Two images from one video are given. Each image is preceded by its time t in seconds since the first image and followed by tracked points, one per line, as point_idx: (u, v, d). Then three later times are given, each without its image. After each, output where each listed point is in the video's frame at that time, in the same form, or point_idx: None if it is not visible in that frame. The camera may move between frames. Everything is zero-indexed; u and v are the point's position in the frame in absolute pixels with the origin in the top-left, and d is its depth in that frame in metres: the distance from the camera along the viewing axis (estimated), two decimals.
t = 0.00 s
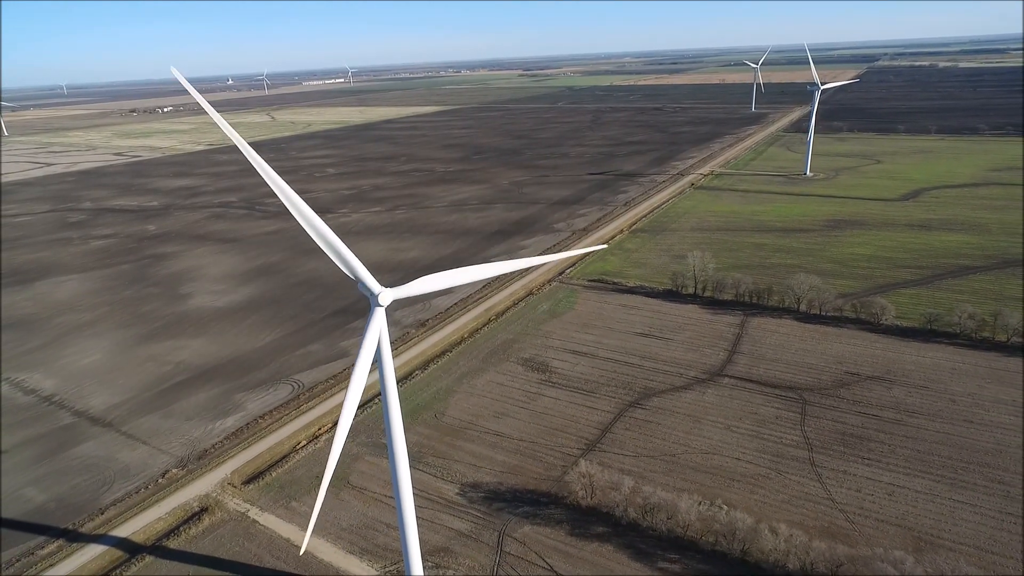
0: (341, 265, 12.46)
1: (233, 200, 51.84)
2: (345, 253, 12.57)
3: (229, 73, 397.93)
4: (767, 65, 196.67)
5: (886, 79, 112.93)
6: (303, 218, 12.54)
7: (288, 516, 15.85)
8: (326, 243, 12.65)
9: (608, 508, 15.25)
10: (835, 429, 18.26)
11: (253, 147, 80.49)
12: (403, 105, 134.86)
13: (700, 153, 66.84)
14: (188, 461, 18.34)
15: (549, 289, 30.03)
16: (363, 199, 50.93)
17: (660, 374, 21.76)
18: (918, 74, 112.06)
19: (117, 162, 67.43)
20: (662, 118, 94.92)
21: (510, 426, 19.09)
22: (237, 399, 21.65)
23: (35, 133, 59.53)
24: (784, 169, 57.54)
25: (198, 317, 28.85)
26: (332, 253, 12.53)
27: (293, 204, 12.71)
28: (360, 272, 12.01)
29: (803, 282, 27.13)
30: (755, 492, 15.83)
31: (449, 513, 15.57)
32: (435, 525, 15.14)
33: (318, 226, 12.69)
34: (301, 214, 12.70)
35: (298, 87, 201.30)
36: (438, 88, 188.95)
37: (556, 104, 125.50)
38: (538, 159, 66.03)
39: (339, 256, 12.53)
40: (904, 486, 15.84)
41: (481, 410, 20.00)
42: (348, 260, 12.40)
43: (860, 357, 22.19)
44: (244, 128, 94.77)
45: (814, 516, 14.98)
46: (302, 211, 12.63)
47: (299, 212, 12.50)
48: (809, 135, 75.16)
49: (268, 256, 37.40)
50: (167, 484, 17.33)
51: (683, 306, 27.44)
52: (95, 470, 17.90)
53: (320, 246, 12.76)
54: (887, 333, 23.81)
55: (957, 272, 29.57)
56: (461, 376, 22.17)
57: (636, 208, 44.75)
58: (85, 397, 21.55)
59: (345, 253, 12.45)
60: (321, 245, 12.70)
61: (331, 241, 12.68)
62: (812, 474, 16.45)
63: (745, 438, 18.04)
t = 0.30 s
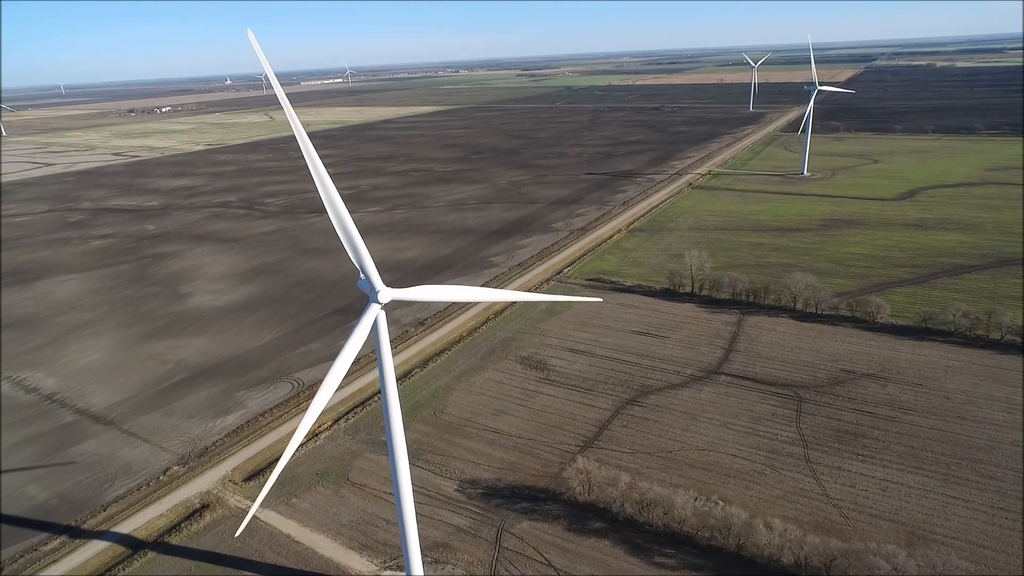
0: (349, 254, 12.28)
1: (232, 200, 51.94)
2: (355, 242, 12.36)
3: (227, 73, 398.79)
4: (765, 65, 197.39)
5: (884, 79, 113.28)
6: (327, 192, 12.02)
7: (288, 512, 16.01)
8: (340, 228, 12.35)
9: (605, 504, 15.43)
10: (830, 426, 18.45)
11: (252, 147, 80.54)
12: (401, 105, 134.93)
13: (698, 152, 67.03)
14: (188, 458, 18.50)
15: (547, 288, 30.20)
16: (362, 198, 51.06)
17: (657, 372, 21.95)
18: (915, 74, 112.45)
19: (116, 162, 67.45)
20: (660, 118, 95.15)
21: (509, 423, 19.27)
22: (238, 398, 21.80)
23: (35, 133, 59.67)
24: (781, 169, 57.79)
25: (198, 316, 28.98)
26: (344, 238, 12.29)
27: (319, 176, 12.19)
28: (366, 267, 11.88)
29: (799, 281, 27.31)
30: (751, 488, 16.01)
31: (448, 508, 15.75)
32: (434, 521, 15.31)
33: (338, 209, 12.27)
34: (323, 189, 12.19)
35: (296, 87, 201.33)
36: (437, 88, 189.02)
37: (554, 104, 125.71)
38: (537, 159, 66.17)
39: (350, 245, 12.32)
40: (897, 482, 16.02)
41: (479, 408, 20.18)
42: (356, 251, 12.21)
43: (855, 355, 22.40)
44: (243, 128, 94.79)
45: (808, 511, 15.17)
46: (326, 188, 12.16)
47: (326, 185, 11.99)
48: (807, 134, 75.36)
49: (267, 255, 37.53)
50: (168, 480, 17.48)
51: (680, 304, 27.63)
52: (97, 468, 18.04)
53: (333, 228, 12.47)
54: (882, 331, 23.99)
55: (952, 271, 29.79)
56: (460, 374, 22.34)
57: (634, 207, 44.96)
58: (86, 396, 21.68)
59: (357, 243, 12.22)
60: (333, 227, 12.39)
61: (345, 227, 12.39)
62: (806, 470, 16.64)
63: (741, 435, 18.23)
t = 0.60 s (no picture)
0: (363, 242, 11.68)
1: (232, 200, 52.14)
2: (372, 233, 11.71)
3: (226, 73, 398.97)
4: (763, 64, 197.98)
5: (883, 79, 113.81)
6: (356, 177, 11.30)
7: (289, 509, 16.18)
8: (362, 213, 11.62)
9: (602, 501, 15.59)
10: (826, 423, 18.63)
11: (252, 147, 80.76)
12: (401, 105, 135.27)
13: (696, 152, 67.28)
14: (189, 456, 18.65)
15: (546, 288, 30.38)
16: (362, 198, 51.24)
17: (655, 370, 22.12)
18: (913, 74, 112.91)
19: (116, 162, 67.67)
20: (659, 117, 95.55)
21: (507, 421, 19.44)
22: (238, 396, 21.96)
23: (34, 133, 59.82)
24: (779, 168, 58.12)
25: (198, 316, 29.14)
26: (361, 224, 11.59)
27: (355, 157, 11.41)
28: (374, 264, 11.39)
29: (795, 280, 27.40)
30: (746, 484, 16.19)
31: (447, 505, 15.91)
32: (433, 517, 15.49)
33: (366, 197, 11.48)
34: (356, 173, 11.39)
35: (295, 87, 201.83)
36: (436, 88, 189.44)
37: (553, 104, 126.04)
38: (536, 159, 66.44)
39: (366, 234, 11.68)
40: (892, 478, 16.20)
41: (478, 406, 20.34)
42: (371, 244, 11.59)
43: (850, 353, 22.60)
44: (242, 129, 95.05)
45: (803, 506, 15.35)
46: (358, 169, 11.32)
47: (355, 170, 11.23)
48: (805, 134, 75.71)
49: (267, 255, 37.71)
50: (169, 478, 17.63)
51: (678, 303, 27.82)
52: (99, 465, 18.20)
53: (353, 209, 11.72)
54: (878, 329, 24.20)
55: (948, 269, 30.01)
56: (459, 373, 22.50)
57: (633, 207, 45.16)
58: (87, 395, 21.84)
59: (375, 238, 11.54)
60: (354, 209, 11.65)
61: (368, 214, 11.67)
62: (802, 466, 16.81)
63: (737, 432, 18.41)
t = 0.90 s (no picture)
0: (377, 241, 12.15)
1: (231, 200, 52.22)
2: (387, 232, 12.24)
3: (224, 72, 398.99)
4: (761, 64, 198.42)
5: (881, 79, 114.15)
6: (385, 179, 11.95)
7: (290, 506, 16.35)
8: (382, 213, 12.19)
9: (599, 497, 15.78)
10: (821, 420, 18.83)
11: (251, 147, 80.81)
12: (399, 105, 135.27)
13: (695, 152, 67.43)
14: (191, 453, 18.81)
15: (544, 287, 30.54)
16: (361, 198, 51.37)
17: (652, 368, 22.31)
18: (911, 74, 113.23)
19: (115, 162, 67.69)
20: (658, 117, 95.73)
21: (506, 419, 19.62)
22: (239, 394, 22.12)
23: (33, 133, 59.84)
24: (777, 168, 58.32)
25: (198, 315, 29.29)
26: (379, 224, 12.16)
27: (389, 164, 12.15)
28: (381, 262, 11.81)
29: (792, 279, 27.51)
30: (742, 480, 16.38)
31: (447, 502, 16.07)
32: (432, 513, 15.66)
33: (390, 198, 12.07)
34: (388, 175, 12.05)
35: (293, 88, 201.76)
36: (434, 88, 189.46)
37: (551, 104, 126.15)
38: (534, 158, 66.57)
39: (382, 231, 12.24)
40: (886, 474, 16.41)
41: (477, 404, 20.52)
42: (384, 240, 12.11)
43: (845, 350, 22.80)
44: (241, 129, 95.07)
45: (798, 502, 15.55)
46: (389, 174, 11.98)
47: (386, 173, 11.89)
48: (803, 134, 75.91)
49: (266, 255, 37.83)
50: (171, 475, 17.81)
51: (676, 302, 27.99)
52: (101, 463, 18.35)
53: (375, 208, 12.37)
54: (873, 327, 24.39)
55: (944, 268, 30.23)
56: (458, 371, 22.67)
57: (631, 206, 45.32)
58: (89, 393, 21.99)
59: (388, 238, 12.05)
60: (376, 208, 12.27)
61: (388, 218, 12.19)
62: (797, 463, 17.00)
63: (733, 430, 18.59)
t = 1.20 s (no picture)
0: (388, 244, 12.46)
1: (231, 200, 52.34)
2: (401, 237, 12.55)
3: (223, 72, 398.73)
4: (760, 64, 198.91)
5: (880, 78, 114.46)
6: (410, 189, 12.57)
7: (291, 502, 16.51)
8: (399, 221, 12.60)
9: (596, 493, 15.95)
10: (817, 417, 19.01)
11: (250, 147, 80.94)
12: (399, 104, 135.38)
13: (693, 151, 67.62)
14: (192, 451, 18.97)
15: (543, 286, 30.69)
16: (360, 198, 51.52)
17: (650, 366, 22.50)
18: (909, 73, 113.53)
19: (114, 162, 67.80)
20: (657, 117, 95.86)
21: (504, 416, 19.78)
22: (239, 393, 22.28)
23: (33, 133, 59.93)
24: (775, 167, 58.50)
25: (199, 314, 29.45)
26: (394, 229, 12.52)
27: (419, 174, 12.75)
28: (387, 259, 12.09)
29: (789, 278, 27.74)
30: (739, 477, 16.56)
31: (446, 498, 16.22)
32: (432, 509, 15.83)
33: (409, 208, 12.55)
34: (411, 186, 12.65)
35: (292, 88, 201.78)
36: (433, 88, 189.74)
37: (550, 103, 126.35)
38: (533, 158, 66.71)
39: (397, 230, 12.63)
40: (880, 470, 16.59)
41: (475, 402, 20.68)
42: (397, 238, 12.45)
43: (842, 348, 22.99)
44: (240, 129, 95.14)
45: (793, 497, 15.73)
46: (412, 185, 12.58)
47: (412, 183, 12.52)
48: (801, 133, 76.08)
49: (266, 254, 37.99)
50: (172, 473, 17.96)
51: (674, 301, 28.18)
52: (103, 460, 18.51)
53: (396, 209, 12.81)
54: (869, 326, 24.59)
55: (939, 267, 30.45)
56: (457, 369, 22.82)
57: (630, 206, 45.46)
58: (91, 392, 22.13)
59: (400, 239, 12.35)
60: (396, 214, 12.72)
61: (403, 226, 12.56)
62: (792, 459, 17.18)
63: (730, 427, 18.77)
